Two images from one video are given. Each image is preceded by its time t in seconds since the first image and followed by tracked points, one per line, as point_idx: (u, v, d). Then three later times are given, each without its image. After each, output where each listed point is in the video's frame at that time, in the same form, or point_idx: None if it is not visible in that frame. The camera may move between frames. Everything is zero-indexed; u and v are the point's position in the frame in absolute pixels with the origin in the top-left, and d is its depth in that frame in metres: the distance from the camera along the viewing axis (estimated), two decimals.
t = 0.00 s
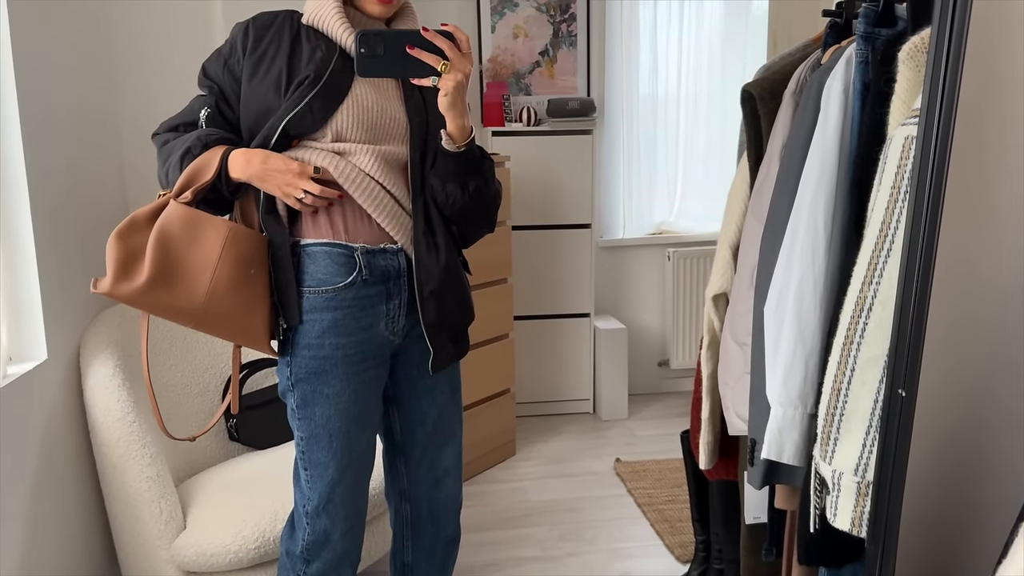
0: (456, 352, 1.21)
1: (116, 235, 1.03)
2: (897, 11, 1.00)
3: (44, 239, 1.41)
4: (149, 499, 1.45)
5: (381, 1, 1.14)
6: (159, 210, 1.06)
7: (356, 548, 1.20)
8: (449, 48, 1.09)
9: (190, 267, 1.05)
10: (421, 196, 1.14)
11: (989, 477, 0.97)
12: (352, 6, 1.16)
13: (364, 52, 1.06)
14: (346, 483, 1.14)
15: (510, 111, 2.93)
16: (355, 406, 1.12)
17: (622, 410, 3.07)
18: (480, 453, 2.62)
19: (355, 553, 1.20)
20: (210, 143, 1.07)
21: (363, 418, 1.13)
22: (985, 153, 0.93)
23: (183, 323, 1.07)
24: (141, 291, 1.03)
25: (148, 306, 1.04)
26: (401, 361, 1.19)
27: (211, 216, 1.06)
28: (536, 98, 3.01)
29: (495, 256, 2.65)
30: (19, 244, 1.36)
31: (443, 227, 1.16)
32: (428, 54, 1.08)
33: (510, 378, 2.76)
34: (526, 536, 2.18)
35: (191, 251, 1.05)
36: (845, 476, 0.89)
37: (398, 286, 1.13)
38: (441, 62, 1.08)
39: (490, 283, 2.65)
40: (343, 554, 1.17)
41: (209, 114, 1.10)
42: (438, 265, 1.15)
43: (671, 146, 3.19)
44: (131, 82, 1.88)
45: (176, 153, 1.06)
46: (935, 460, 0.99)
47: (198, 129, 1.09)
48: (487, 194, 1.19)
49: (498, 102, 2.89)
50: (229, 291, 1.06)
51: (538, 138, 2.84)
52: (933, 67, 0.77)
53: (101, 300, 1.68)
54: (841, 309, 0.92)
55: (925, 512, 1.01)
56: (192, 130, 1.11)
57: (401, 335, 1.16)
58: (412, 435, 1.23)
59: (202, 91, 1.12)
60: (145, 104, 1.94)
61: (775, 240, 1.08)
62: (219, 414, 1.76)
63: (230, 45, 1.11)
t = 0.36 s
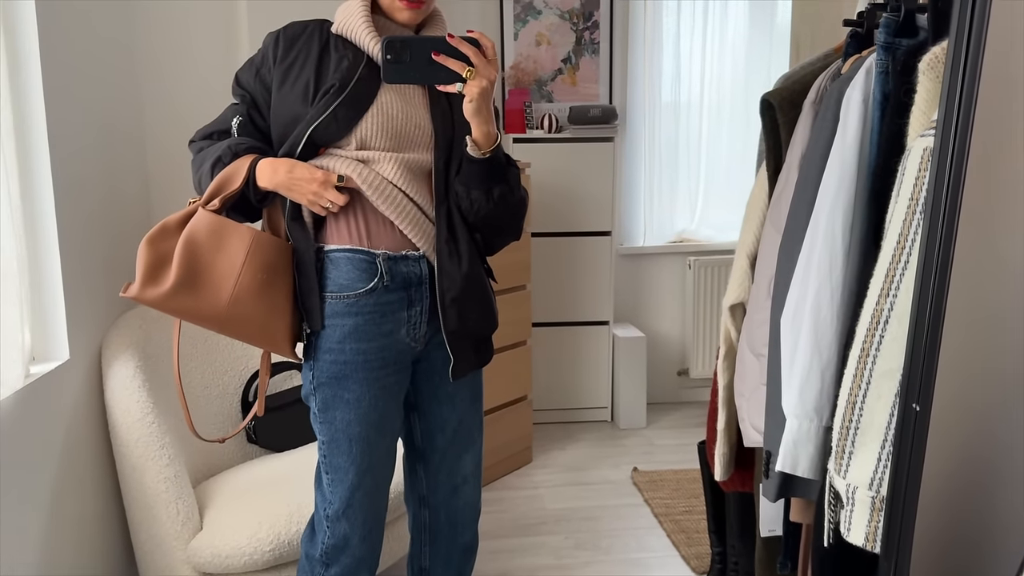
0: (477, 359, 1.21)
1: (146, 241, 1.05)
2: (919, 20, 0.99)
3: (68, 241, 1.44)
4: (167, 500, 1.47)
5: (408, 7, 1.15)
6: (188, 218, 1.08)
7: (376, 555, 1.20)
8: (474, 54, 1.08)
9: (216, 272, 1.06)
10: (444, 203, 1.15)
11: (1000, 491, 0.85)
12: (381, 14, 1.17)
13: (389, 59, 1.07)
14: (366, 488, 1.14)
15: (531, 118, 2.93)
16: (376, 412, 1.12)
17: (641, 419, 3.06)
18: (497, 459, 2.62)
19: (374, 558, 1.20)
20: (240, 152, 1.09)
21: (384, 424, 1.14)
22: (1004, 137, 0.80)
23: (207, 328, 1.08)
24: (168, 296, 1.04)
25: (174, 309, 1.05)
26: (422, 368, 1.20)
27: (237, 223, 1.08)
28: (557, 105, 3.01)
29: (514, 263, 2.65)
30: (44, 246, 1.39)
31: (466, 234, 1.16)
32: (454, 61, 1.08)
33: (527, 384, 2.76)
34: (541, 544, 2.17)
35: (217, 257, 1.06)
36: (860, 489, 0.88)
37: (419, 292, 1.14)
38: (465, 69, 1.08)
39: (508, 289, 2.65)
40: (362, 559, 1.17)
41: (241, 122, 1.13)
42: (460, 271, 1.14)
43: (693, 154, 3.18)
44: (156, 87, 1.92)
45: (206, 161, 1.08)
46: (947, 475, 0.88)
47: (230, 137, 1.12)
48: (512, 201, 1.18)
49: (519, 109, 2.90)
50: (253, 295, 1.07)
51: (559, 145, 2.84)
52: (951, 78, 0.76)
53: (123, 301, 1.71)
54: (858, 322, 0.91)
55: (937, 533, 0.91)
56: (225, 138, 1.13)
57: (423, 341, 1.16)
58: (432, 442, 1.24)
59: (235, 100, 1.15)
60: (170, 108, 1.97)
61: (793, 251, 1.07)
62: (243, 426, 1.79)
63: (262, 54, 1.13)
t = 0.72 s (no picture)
0: (501, 364, 1.20)
1: (182, 240, 1.07)
2: (950, 30, 0.97)
3: (98, 235, 1.47)
4: (186, 494, 1.49)
5: (443, 11, 1.15)
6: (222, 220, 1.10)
7: (397, 556, 1.20)
8: (506, 58, 1.09)
9: (248, 273, 1.08)
10: (473, 207, 1.14)
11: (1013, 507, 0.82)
12: (416, 18, 1.18)
13: (422, 63, 1.07)
14: (388, 488, 1.14)
15: (559, 123, 2.94)
16: (399, 412, 1.13)
17: (662, 429, 3.03)
18: (515, 464, 2.62)
19: (395, 558, 1.20)
20: (274, 155, 1.11)
21: (407, 424, 1.14)
22: None
23: (238, 328, 1.09)
24: (202, 296, 1.06)
25: (207, 308, 1.07)
26: (446, 370, 1.19)
27: (270, 226, 1.10)
28: (586, 110, 3.01)
29: (538, 267, 2.65)
30: (75, 240, 1.42)
31: (495, 239, 1.15)
32: (486, 64, 1.08)
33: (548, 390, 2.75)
34: (557, 550, 2.16)
35: (250, 258, 1.08)
36: (877, 505, 0.86)
37: (445, 294, 1.14)
38: (498, 73, 1.09)
39: (532, 294, 2.65)
40: (382, 559, 1.18)
41: (277, 124, 1.15)
42: (487, 274, 1.14)
43: (721, 162, 3.15)
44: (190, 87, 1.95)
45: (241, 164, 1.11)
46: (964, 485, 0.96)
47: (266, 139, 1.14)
48: (543, 205, 1.17)
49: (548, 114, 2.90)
50: (285, 297, 1.09)
51: (586, 151, 2.84)
52: (977, 89, 0.74)
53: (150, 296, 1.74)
54: (881, 335, 0.90)
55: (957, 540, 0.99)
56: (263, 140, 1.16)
57: (448, 344, 1.16)
58: (454, 444, 1.23)
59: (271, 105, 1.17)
60: (202, 108, 2.01)
61: (816, 262, 1.06)
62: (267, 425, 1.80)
63: (299, 57, 1.15)
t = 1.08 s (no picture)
0: (537, 369, 1.19)
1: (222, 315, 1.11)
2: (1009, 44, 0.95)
3: (149, 225, 1.51)
4: (224, 481, 1.53)
5: (494, 11, 1.14)
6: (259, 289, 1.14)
7: (431, 553, 1.21)
8: (550, 59, 1.09)
9: (286, 341, 1.11)
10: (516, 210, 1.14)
11: None
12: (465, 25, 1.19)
13: (467, 63, 1.09)
14: (419, 484, 1.16)
15: (602, 128, 2.93)
16: (431, 408, 1.14)
17: (696, 438, 3.00)
18: (546, 467, 2.62)
19: (428, 556, 1.21)
20: (308, 217, 1.13)
21: (440, 422, 1.15)
22: None
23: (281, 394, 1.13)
24: (244, 369, 1.10)
25: (250, 378, 1.11)
26: (483, 370, 1.19)
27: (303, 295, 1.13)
28: (630, 115, 3.00)
29: (576, 271, 2.65)
30: (127, 230, 1.46)
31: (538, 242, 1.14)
32: (530, 65, 1.09)
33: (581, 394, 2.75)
34: (586, 555, 2.16)
35: (286, 327, 1.11)
36: (916, 525, 0.85)
37: (479, 295, 1.13)
38: (541, 73, 1.08)
39: (569, 298, 2.65)
40: (412, 554, 1.18)
41: (333, 141, 1.16)
42: (529, 277, 1.13)
43: (768, 171, 3.10)
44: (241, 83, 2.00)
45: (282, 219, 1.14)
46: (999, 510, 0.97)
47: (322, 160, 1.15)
48: (589, 206, 1.15)
49: (591, 118, 2.90)
50: (321, 362, 1.12)
51: (629, 156, 2.83)
52: None
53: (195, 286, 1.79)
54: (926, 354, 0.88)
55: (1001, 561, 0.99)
56: (314, 160, 1.16)
57: (483, 344, 1.15)
58: (488, 443, 1.23)
59: (325, 124, 1.18)
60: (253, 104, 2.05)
61: (862, 276, 1.04)
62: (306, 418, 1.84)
63: (354, 70, 1.17)
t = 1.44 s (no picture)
0: (575, 363, 1.18)
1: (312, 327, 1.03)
2: None
3: (188, 211, 1.54)
4: (257, 465, 1.55)
5: (525, 3, 1.13)
6: (348, 303, 1.07)
7: (454, 542, 1.21)
8: (582, 51, 1.06)
9: (378, 364, 1.05)
10: (553, 202, 1.13)
11: None
12: (499, 19, 1.19)
13: (499, 59, 1.08)
14: (443, 471, 1.16)
15: (637, 126, 2.91)
16: (456, 395, 1.15)
17: (723, 441, 2.98)
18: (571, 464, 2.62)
19: (451, 546, 1.21)
20: (399, 237, 1.08)
21: (465, 411, 1.16)
22: None
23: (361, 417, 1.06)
24: (341, 389, 1.03)
25: (336, 398, 1.03)
26: (513, 363, 1.19)
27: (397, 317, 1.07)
28: (665, 114, 2.98)
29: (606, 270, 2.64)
30: (167, 215, 1.49)
31: (575, 235, 1.14)
32: (562, 58, 1.07)
33: (608, 393, 2.74)
34: (609, 553, 2.15)
35: (381, 350, 1.05)
36: (957, 534, 0.83)
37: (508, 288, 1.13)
38: (573, 66, 1.06)
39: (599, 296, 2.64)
40: (434, 541, 1.19)
41: (399, 146, 1.14)
42: (565, 271, 1.12)
43: (805, 173, 3.06)
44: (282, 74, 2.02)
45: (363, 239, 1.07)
46: None
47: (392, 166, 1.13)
48: (628, 197, 1.13)
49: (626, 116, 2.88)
50: (410, 389, 1.07)
51: (663, 155, 2.81)
52: None
53: (231, 274, 1.81)
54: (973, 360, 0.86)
55: None
56: (382, 168, 1.14)
57: (513, 337, 1.15)
58: (516, 436, 1.23)
59: (383, 131, 1.15)
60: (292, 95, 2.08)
61: (906, 281, 1.02)
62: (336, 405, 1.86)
63: (401, 75, 1.18)
